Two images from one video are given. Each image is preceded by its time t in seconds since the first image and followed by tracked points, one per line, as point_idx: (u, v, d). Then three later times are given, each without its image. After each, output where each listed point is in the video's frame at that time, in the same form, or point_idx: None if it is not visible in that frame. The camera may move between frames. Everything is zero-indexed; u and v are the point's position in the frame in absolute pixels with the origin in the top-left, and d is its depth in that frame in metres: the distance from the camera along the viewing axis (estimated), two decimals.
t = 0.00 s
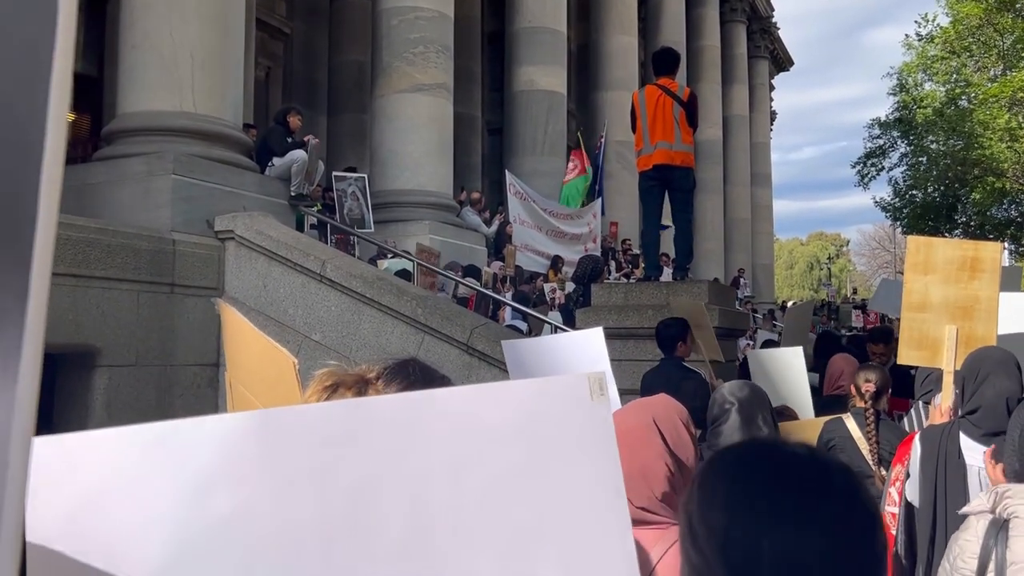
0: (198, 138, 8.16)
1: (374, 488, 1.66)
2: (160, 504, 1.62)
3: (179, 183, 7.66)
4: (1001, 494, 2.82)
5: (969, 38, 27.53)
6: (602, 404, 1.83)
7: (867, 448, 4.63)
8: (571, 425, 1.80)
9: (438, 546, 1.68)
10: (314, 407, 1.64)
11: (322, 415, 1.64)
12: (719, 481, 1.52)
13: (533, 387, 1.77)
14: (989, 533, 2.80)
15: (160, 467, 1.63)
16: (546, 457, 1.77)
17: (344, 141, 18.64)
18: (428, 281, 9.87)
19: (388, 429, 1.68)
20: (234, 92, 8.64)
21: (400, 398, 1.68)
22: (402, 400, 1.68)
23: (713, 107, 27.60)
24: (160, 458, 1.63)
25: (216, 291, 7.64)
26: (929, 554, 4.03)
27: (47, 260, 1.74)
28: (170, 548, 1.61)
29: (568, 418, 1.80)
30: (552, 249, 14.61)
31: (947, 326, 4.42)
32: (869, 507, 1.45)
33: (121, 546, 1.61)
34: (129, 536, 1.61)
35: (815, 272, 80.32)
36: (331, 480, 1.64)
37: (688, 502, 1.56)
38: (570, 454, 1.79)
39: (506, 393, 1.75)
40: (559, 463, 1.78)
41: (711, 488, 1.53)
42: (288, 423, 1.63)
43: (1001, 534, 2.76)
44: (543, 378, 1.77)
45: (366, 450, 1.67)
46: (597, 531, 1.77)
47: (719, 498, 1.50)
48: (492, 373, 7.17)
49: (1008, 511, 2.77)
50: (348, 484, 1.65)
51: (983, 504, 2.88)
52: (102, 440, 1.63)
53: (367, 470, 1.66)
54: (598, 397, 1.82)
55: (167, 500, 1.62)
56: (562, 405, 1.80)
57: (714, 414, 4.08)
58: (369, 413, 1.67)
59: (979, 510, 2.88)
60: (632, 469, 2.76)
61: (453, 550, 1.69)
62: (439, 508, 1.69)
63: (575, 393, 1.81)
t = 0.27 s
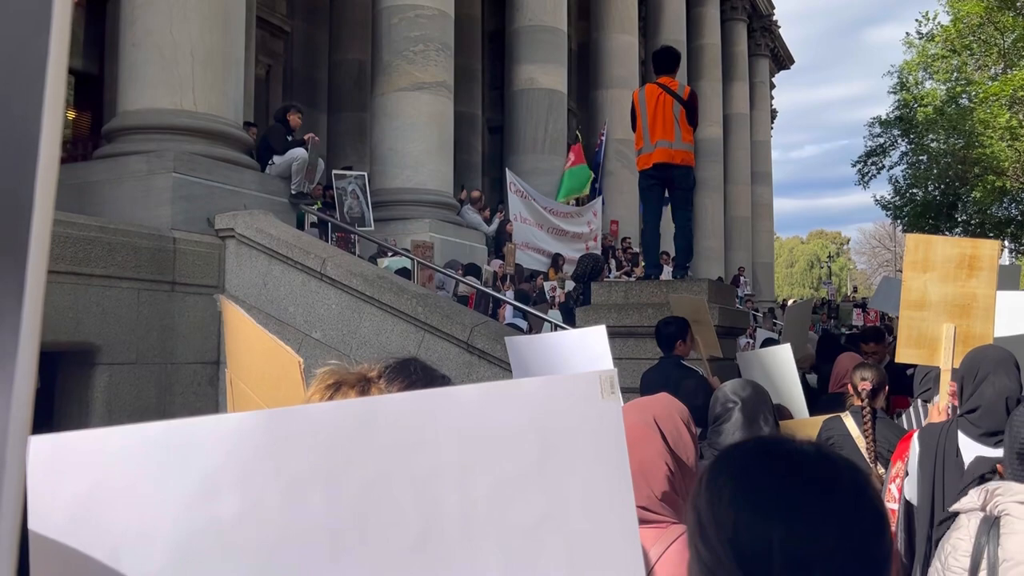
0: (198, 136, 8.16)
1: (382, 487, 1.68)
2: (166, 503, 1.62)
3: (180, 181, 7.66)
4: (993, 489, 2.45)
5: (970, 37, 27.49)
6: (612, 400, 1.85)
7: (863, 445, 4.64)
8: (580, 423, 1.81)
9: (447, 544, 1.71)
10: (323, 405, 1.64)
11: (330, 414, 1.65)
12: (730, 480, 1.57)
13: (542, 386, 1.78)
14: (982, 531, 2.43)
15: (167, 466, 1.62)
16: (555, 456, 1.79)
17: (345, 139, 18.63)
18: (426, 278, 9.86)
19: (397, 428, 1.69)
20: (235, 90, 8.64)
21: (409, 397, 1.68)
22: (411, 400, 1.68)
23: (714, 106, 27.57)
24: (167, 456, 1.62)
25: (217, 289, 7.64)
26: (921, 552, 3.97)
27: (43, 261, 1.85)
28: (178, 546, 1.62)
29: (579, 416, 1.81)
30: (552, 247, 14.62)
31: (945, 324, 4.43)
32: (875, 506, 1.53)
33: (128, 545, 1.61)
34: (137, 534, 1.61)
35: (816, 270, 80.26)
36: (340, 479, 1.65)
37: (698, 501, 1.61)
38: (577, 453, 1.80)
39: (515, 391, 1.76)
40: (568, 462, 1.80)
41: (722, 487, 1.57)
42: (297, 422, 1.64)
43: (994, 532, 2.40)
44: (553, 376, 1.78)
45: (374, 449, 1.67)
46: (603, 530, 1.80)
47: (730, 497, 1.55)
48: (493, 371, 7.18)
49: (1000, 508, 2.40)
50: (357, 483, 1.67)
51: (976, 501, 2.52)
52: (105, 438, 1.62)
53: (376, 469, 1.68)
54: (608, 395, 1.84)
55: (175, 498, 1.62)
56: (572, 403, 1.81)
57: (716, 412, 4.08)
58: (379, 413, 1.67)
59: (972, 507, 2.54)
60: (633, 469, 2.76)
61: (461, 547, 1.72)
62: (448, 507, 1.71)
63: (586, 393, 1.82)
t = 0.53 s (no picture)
0: (198, 133, 8.15)
1: (382, 486, 1.68)
2: (165, 502, 1.62)
3: (180, 178, 7.66)
4: (981, 487, 2.39)
5: (970, 35, 27.48)
6: (612, 398, 1.83)
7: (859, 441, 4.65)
8: (579, 420, 1.80)
9: (446, 542, 1.71)
10: (323, 404, 1.64)
11: (329, 413, 1.65)
12: (734, 478, 1.58)
13: (542, 384, 1.77)
14: (973, 528, 2.35)
15: (165, 464, 1.62)
16: (555, 452, 1.78)
17: (345, 136, 18.63)
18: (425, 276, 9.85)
19: (397, 426, 1.68)
20: (234, 87, 8.63)
21: (408, 395, 1.68)
22: (410, 398, 1.68)
23: (715, 104, 27.57)
24: (168, 452, 1.62)
25: (216, 287, 7.64)
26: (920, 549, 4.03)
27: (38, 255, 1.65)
28: (180, 542, 1.62)
29: (579, 413, 1.80)
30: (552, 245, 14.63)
31: (941, 322, 4.42)
32: (880, 503, 1.55)
33: (129, 541, 1.61)
34: (138, 532, 1.61)
35: (816, 269, 80.36)
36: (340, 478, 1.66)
37: (702, 499, 1.61)
38: (577, 451, 1.80)
39: (515, 389, 1.76)
40: (568, 460, 1.79)
41: (726, 487, 1.58)
42: (296, 421, 1.64)
43: (986, 529, 2.32)
44: (552, 373, 1.77)
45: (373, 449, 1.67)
46: (603, 529, 1.79)
47: (736, 496, 1.56)
48: (492, 369, 7.18)
49: (989, 504, 2.34)
50: (357, 484, 1.67)
51: (966, 499, 2.43)
52: (105, 436, 1.61)
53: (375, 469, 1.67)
54: (608, 391, 1.81)
55: (174, 497, 1.62)
56: (573, 400, 1.80)
57: (719, 410, 4.08)
58: (378, 412, 1.67)
59: (962, 505, 2.44)
60: (634, 467, 2.75)
61: (460, 546, 1.72)
62: (448, 505, 1.72)
63: (586, 390, 1.81)
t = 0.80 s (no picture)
0: (198, 131, 8.15)
1: (383, 486, 1.68)
2: (166, 500, 1.62)
3: (180, 176, 7.66)
4: (978, 483, 2.40)
5: (971, 33, 27.45)
6: (612, 396, 1.82)
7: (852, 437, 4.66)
8: (581, 418, 1.80)
9: (447, 540, 1.71)
10: (324, 401, 1.64)
11: (329, 410, 1.65)
12: (734, 476, 1.58)
13: (542, 382, 1.77)
14: (970, 523, 2.36)
15: (166, 462, 1.63)
16: (557, 449, 1.78)
17: (345, 134, 18.63)
18: (425, 272, 9.85)
19: (397, 424, 1.69)
20: (234, 85, 8.62)
21: (408, 393, 1.68)
22: (411, 395, 1.68)
23: (715, 102, 27.56)
24: (171, 449, 1.62)
25: (216, 284, 7.64)
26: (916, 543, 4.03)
27: (37, 248, 1.65)
28: (183, 540, 1.62)
29: (581, 410, 1.80)
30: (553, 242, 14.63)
31: (939, 320, 4.43)
32: (880, 500, 1.56)
33: (132, 537, 1.61)
34: (141, 528, 1.61)
35: (815, 267, 80.46)
36: (340, 476, 1.66)
37: (702, 497, 1.61)
38: (578, 450, 1.80)
39: (516, 387, 1.76)
40: (569, 458, 1.79)
41: (726, 484, 1.58)
42: (296, 418, 1.65)
43: (982, 524, 2.33)
44: (553, 371, 1.77)
45: (373, 446, 1.68)
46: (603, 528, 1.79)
47: (738, 493, 1.56)
48: (493, 367, 7.17)
49: (986, 500, 2.34)
50: (355, 483, 1.67)
51: (962, 496, 2.44)
52: (106, 432, 1.62)
53: (375, 467, 1.67)
54: (609, 390, 1.81)
55: (175, 494, 1.63)
56: (574, 397, 1.80)
57: (719, 406, 4.08)
58: (378, 410, 1.67)
59: (959, 502, 2.45)
60: (634, 465, 2.76)
61: (461, 543, 1.72)
62: (448, 504, 1.72)
63: (586, 387, 1.80)
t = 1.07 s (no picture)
0: (198, 129, 8.16)
1: (385, 486, 1.68)
2: (170, 499, 1.63)
3: (180, 174, 7.66)
4: (977, 481, 2.41)
5: (971, 31, 27.43)
6: (615, 397, 1.83)
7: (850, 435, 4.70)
8: (583, 418, 1.80)
9: (449, 540, 1.71)
10: (327, 401, 1.65)
11: (332, 410, 1.65)
12: (735, 476, 1.59)
13: (545, 383, 1.77)
14: (969, 521, 2.36)
15: (171, 463, 1.63)
16: (559, 450, 1.79)
17: (345, 132, 18.62)
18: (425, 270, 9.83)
19: (400, 424, 1.69)
20: (235, 84, 8.63)
21: (412, 392, 1.69)
22: (414, 395, 1.69)
23: (715, 100, 27.55)
24: (174, 449, 1.63)
25: (217, 282, 7.64)
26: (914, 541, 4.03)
27: (34, 249, 1.69)
28: (184, 539, 1.63)
29: (584, 410, 1.80)
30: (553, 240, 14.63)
31: (937, 319, 4.44)
32: (881, 499, 1.56)
33: (134, 536, 1.62)
34: (143, 527, 1.62)
35: (816, 265, 80.43)
36: (342, 475, 1.66)
37: (703, 496, 1.62)
38: (580, 450, 1.80)
39: (519, 388, 1.75)
40: (572, 459, 1.79)
41: (727, 482, 1.59)
42: (299, 418, 1.65)
43: (982, 521, 2.33)
44: (555, 372, 1.77)
45: (375, 446, 1.68)
46: (606, 528, 1.79)
47: (739, 492, 1.56)
48: (493, 365, 7.17)
49: (985, 498, 2.35)
50: (357, 482, 1.67)
51: (959, 493, 2.46)
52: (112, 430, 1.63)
53: (377, 467, 1.68)
54: (613, 391, 1.81)
55: (179, 493, 1.63)
56: (577, 397, 1.80)
57: (719, 404, 4.08)
58: (380, 411, 1.67)
59: (957, 500, 2.46)
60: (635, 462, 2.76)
61: (463, 543, 1.72)
62: (451, 504, 1.72)
63: (589, 387, 1.80)
